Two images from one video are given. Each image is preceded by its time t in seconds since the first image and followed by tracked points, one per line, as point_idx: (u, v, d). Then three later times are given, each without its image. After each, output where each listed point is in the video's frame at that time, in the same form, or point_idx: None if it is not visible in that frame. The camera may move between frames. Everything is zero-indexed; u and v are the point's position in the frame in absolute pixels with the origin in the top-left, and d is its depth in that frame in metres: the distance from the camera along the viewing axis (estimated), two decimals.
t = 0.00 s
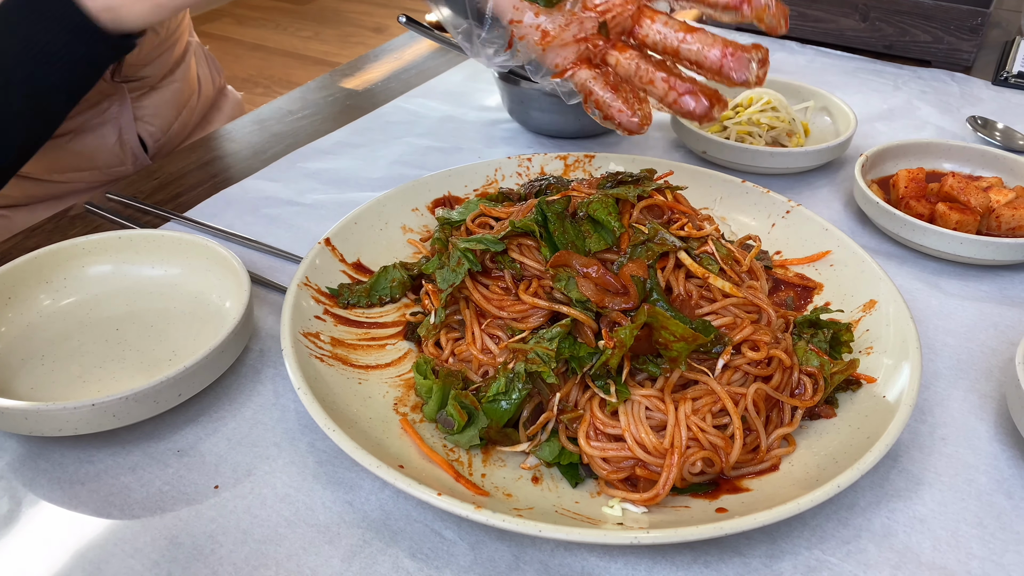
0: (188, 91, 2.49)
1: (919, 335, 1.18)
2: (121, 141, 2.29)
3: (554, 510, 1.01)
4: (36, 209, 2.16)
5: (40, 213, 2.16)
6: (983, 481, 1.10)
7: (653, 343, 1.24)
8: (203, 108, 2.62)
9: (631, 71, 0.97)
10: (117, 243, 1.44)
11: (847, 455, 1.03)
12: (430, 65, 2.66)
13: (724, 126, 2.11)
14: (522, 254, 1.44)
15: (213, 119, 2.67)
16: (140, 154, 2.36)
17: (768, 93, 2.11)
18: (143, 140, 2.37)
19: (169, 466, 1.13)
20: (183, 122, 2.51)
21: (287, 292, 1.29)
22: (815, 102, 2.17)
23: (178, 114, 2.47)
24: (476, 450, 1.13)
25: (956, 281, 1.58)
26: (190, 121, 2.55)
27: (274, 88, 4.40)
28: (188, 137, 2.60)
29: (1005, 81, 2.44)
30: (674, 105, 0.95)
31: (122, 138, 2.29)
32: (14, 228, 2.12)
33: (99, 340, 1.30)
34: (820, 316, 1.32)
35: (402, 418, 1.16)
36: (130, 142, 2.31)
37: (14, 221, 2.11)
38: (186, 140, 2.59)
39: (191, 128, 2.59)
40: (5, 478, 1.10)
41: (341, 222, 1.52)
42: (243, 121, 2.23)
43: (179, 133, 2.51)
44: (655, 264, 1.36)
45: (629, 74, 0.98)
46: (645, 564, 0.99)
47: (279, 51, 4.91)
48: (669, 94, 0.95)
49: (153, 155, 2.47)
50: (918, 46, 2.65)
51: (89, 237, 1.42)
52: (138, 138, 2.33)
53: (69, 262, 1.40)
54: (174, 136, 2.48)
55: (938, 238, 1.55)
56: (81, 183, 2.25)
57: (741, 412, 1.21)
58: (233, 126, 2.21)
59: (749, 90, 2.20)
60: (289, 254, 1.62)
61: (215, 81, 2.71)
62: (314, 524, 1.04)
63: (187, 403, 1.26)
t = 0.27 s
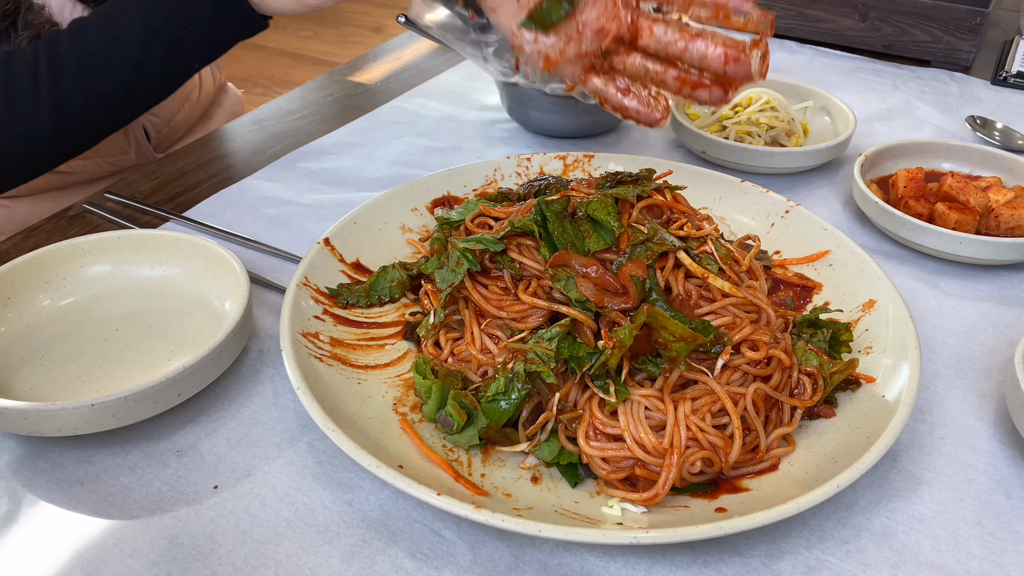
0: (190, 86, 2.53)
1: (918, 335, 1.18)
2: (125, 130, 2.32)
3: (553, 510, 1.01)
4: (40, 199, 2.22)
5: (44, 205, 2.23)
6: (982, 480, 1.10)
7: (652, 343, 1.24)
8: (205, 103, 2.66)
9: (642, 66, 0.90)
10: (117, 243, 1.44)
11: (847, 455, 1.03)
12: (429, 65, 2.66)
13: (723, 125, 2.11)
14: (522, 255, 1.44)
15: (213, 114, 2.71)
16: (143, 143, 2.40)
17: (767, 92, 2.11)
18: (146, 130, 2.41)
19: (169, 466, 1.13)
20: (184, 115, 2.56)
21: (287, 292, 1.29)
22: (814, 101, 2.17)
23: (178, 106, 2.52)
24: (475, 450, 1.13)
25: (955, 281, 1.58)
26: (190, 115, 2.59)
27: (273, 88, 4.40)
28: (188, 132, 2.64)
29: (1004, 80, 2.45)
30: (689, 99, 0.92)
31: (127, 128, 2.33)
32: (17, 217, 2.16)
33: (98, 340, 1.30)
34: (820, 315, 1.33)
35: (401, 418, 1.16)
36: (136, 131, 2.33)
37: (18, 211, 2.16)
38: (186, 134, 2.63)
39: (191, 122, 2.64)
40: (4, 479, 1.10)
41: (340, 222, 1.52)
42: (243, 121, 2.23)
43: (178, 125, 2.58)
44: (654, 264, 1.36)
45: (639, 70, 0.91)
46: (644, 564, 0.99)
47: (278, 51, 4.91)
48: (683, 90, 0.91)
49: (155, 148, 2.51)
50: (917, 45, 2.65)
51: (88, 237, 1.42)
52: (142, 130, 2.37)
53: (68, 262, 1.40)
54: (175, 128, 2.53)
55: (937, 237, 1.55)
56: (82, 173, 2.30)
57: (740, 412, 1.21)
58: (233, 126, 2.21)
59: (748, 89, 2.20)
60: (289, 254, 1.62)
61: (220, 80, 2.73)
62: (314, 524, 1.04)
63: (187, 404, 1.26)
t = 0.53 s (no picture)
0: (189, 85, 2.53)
1: (918, 335, 1.18)
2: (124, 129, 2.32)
3: (553, 510, 1.01)
4: (40, 199, 2.25)
5: (44, 204, 2.26)
6: (981, 480, 1.11)
7: (651, 343, 1.23)
8: (204, 103, 2.66)
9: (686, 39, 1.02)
10: (116, 243, 1.44)
11: (846, 455, 1.03)
12: (428, 65, 2.66)
13: (723, 125, 2.11)
14: (521, 254, 1.44)
15: (212, 113, 2.71)
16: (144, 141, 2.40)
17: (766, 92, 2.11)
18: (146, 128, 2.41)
19: (168, 467, 1.13)
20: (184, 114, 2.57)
21: (286, 292, 1.29)
22: (813, 101, 2.17)
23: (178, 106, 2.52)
24: (475, 450, 1.13)
25: (955, 281, 1.58)
26: (190, 114, 2.59)
27: (272, 88, 4.40)
28: (188, 131, 2.64)
29: (1004, 80, 2.45)
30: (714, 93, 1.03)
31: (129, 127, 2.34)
32: (17, 216, 2.21)
33: (97, 340, 1.30)
34: (819, 315, 1.33)
35: (401, 418, 1.16)
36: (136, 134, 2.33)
37: (18, 210, 2.21)
38: (186, 133, 2.64)
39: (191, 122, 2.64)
40: (3, 479, 1.09)
41: (340, 221, 1.52)
42: (242, 121, 2.23)
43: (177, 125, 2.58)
44: (654, 263, 1.35)
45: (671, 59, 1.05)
46: (644, 564, 0.99)
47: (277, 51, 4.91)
48: (708, 84, 1.03)
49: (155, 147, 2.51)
50: (916, 45, 2.65)
51: (88, 238, 1.42)
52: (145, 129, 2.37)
53: (67, 262, 1.40)
54: (175, 127, 2.53)
55: (936, 237, 1.55)
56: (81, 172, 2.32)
57: (739, 412, 1.21)
58: (232, 126, 2.21)
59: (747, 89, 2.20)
60: (288, 254, 1.62)
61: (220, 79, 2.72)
62: (314, 524, 1.04)
63: (186, 404, 1.25)
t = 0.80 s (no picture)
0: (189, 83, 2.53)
1: (918, 335, 1.18)
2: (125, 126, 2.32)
3: (552, 510, 1.00)
4: (41, 198, 2.25)
5: (45, 203, 2.26)
6: (980, 479, 1.11)
7: (651, 343, 1.23)
8: (205, 102, 2.66)
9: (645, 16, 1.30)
10: (115, 243, 1.44)
11: (846, 455, 1.03)
12: (428, 65, 2.66)
13: (722, 125, 2.12)
14: (520, 254, 1.44)
15: (213, 113, 2.71)
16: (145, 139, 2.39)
17: (765, 92, 2.11)
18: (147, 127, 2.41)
19: (167, 467, 1.13)
20: (184, 112, 2.56)
21: (285, 292, 1.29)
22: (812, 100, 2.17)
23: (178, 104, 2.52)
24: (474, 450, 1.13)
25: (954, 281, 1.58)
26: (190, 113, 2.59)
27: (271, 88, 4.40)
28: (188, 130, 2.64)
29: (1003, 80, 2.45)
30: (687, 28, 1.21)
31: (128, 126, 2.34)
32: (18, 215, 2.20)
33: (96, 340, 1.29)
34: (818, 315, 1.33)
35: (400, 418, 1.16)
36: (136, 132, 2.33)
37: (19, 209, 2.19)
38: (187, 133, 2.63)
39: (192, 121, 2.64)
40: (2, 480, 1.09)
41: (339, 221, 1.52)
42: (241, 121, 2.23)
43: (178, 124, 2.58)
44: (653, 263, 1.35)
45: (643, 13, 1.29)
46: (644, 564, 0.99)
47: (276, 51, 4.91)
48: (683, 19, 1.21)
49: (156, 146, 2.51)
50: (915, 45, 2.65)
51: (87, 238, 1.42)
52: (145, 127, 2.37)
53: (66, 262, 1.40)
54: (176, 125, 2.53)
55: (935, 237, 1.55)
56: (83, 172, 2.32)
57: (738, 412, 1.21)
58: (231, 126, 2.21)
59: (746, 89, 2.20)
60: (287, 254, 1.62)
61: (219, 79, 2.72)
62: (313, 525, 1.04)
63: (185, 404, 1.25)
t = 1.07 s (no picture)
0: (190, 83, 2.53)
1: (917, 335, 1.18)
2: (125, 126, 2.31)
3: (552, 510, 1.01)
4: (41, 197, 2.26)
5: (45, 202, 2.27)
6: (980, 479, 1.11)
7: (650, 343, 1.23)
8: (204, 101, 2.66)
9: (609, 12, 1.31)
10: (115, 243, 1.44)
11: (845, 454, 1.03)
12: (427, 65, 2.66)
13: (721, 125, 2.12)
14: (520, 254, 1.44)
15: (212, 112, 2.71)
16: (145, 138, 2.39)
17: (764, 91, 2.11)
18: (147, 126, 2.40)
19: (166, 467, 1.13)
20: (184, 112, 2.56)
21: (284, 292, 1.29)
22: (811, 100, 2.17)
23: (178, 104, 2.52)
24: (473, 450, 1.13)
25: (953, 281, 1.58)
26: (191, 112, 2.60)
27: (270, 87, 4.40)
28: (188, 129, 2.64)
29: (1002, 80, 2.45)
30: (656, 27, 1.22)
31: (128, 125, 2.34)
32: (19, 215, 2.22)
33: (96, 340, 1.29)
34: (818, 315, 1.33)
35: (400, 418, 1.16)
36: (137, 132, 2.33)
37: (20, 208, 2.22)
38: (187, 132, 2.63)
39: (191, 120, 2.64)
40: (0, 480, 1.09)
41: (338, 221, 1.52)
42: (240, 121, 2.23)
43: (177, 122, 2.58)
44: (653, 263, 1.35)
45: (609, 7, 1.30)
46: (643, 563, 0.99)
47: (275, 50, 4.91)
48: (652, 17, 1.22)
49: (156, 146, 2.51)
50: (914, 44, 2.65)
51: (86, 238, 1.42)
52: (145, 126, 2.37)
53: (65, 263, 1.40)
54: (176, 124, 2.53)
55: (933, 237, 1.55)
56: (83, 171, 2.32)
57: (738, 412, 1.21)
58: (230, 125, 2.21)
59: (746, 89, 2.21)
60: (286, 254, 1.62)
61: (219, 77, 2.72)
62: (312, 525, 1.04)
63: (184, 404, 1.25)
